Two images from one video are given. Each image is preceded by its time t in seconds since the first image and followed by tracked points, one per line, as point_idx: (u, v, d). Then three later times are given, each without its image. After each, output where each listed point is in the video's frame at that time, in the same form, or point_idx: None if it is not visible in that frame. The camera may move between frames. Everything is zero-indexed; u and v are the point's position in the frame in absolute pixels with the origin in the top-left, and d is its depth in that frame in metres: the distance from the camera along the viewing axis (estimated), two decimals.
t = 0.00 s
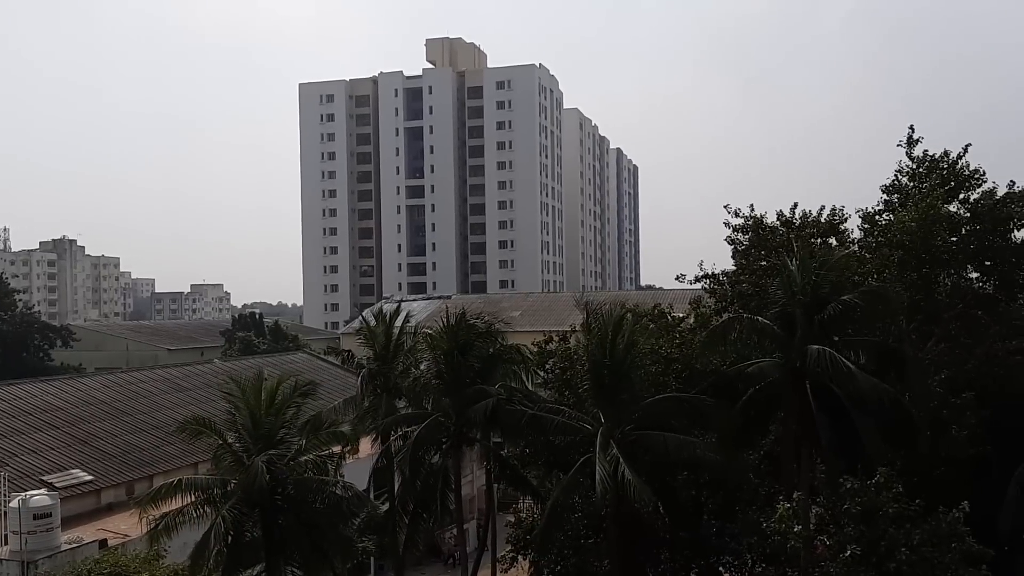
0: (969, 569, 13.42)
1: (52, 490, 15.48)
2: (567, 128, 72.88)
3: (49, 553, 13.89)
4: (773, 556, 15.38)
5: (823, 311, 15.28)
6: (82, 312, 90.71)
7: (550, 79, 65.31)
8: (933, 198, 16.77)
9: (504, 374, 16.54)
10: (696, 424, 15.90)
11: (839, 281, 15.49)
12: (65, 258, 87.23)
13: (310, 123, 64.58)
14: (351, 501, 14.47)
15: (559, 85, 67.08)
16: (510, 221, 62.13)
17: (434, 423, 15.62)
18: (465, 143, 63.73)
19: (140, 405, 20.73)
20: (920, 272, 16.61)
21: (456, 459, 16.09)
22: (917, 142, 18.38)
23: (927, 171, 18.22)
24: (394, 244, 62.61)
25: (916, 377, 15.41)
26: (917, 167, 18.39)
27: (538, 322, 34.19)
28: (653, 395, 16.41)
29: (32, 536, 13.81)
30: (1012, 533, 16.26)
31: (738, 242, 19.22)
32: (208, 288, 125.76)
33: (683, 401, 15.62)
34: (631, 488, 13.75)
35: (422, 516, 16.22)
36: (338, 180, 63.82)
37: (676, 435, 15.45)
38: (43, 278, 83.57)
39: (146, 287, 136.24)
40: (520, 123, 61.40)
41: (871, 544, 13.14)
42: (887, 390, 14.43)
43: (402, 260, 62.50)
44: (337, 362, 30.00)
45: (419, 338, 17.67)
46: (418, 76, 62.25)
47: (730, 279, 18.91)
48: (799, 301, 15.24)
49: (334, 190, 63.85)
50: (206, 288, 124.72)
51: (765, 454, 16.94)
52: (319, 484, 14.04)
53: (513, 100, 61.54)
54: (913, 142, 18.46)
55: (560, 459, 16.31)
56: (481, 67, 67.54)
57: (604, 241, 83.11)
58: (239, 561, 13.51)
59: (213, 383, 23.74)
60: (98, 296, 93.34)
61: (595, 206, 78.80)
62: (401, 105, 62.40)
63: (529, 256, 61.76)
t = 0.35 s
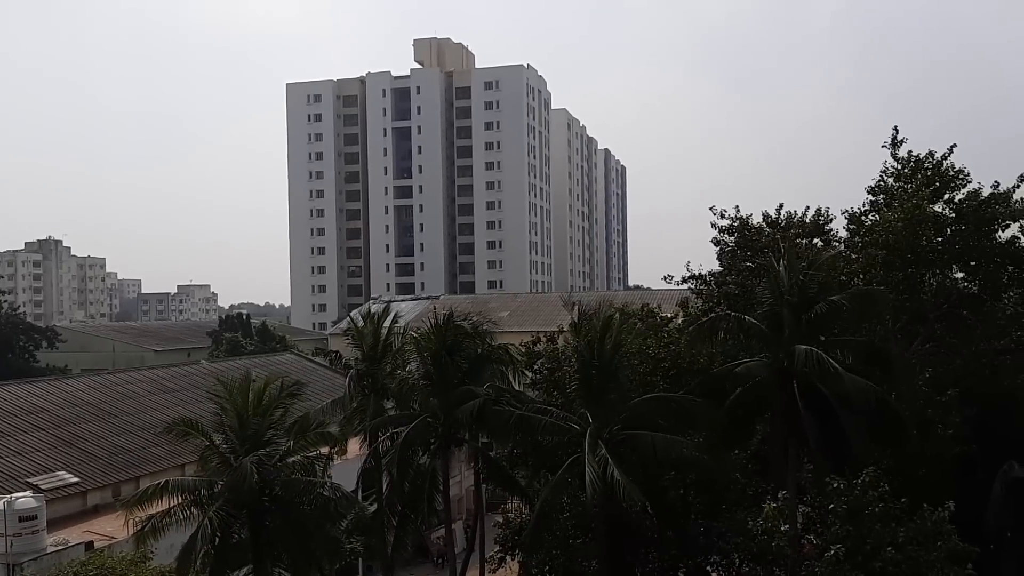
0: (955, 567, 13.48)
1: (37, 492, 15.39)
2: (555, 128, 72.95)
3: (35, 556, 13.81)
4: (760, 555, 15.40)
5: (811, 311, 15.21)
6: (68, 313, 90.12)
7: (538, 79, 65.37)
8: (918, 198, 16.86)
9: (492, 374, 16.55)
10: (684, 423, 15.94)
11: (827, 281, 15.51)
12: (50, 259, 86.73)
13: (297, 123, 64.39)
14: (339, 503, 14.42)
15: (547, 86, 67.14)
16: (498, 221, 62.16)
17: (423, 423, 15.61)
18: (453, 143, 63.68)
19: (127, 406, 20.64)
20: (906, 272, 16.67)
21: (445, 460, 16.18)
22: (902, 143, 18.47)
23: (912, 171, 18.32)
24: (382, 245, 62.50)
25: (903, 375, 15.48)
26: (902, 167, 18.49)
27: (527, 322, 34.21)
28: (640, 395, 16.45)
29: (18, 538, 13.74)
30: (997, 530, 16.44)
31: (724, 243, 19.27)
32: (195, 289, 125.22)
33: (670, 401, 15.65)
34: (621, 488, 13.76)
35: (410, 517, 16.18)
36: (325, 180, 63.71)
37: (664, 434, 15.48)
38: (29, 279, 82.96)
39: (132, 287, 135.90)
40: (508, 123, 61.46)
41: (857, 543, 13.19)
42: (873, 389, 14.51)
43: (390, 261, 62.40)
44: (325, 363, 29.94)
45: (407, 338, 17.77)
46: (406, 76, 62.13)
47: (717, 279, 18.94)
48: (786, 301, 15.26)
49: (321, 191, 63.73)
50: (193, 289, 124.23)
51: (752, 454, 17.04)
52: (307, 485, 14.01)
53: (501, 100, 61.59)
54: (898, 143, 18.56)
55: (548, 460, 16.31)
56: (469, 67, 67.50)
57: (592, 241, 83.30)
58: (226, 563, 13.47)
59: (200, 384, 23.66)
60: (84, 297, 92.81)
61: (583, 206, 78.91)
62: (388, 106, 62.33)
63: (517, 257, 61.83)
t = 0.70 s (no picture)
0: (937, 566, 13.54)
1: (18, 494, 15.30)
2: (540, 128, 73.00)
3: (17, 557, 13.71)
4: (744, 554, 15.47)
5: (796, 310, 15.30)
6: (51, 313, 89.59)
7: (524, 79, 65.42)
8: (901, 198, 16.97)
9: (478, 374, 16.55)
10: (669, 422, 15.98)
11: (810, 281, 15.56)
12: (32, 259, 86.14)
13: (281, 122, 64.16)
14: (324, 503, 14.39)
15: (532, 85, 67.19)
16: (484, 221, 62.20)
17: (409, 423, 15.57)
18: (439, 143, 63.58)
19: (110, 407, 20.53)
20: (889, 271, 16.69)
21: (429, 459, 16.08)
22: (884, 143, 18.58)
23: (894, 171, 18.43)
24: (367, 244, 62.35)
25: (886, 374, 15.57)
26: (884, 167, 18.58)
27: (512, 322, 34.23)
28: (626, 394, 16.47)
29: None
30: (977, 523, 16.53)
31: (707, 244, 19.33)
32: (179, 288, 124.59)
33: (655, 400, 15.70)
34: (608, 487, 13.79)
35: (396, 518, 16.14)
36: (310, 180, 63.51)
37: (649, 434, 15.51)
38: (10, 279, 82.41)
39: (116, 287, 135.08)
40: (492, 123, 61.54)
41: (840, 542, 13.17)
42: (856, 388, 14.59)
43: (375, 261, 62.23)
44: (310, 363, 29.87)
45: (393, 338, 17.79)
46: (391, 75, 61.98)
47: (701, 280, 18.98)
48: (771, 301, 15.32)
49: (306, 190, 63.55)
50: (177, 288, 123.65)
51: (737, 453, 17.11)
52: (291, 485, 13.97)
53: (486, 100, 61.70)
54: (880, 143, 18.66)
55: (534, 459, 16.30)
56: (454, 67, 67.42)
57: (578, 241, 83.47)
58: (209, 564, 13.38)
59: (184, 384, 23.57)
60: (66, 297, 92.19)
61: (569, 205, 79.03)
62: (373, 105, 62.13)
63: (503, 257, 61.88)
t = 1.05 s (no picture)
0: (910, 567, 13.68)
1: None
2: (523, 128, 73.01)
3: None
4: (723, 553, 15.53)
5: (777, 310, 15.34)
6: (28, 312, 88.73)
7: (506, 79, 65.43)
8: (882, 200, 17.14)
9: (459, 374, 16.53)
10: (651, 422, 16.01)
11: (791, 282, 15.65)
12: (10, 257, 85.25)
13: (262, 121, 63.80)
14: (305, 503, 14.35)
15: (514, 86, 67.18)
16: (466, 220, 62.16)
17: (391, 423, 15.53)
18: (421, 142, 63.43)
19: (89, 407, 20.37)
20: (869, 272, 17.01)
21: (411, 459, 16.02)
22: (865, 145, 18.70)
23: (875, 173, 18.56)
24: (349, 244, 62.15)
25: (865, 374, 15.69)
26: (864, 169, 18.72)
27: (495, 322, 34.22)
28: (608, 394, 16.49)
29: None
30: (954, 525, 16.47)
31: (686, 245, 19.39)
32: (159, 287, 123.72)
33: (637, 400, 15.71)
34: (591, 487, 13.80)
35: (377, 519, 16.10)
36: (291, 178, 63.21)
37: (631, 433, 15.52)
38: None
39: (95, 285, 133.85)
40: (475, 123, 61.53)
41: (819, 541, 13.26)
42: (837, 388, 14.67)
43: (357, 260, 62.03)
44: (291, 363, 29.78)
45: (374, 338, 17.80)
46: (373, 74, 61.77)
47: (682, 281, 19.04)
48: (751, 301, 15.38)
49: (287, 189, 63.24)
50: (157, 287, 122.79)
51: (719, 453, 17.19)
52: (271, 485, 13.91)
53: (469, 99, 61.66)
54: (861, 144, 18.78)
55: (516, 459, 16.26)
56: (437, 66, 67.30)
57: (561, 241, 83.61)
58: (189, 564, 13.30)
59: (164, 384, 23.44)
60: (44, 296, 91.29)
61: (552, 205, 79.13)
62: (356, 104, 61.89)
63: (486, 256, 61.89)
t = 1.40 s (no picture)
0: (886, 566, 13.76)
1: None
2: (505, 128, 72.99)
3: None
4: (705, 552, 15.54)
5: (757, 310, 15.43)
6: (6, 313, 88.02)
7: (489, 79, 65.42)
8: (861, 201, 17.24)
9: (441, 374, 16.53)
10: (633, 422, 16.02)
11: (772, 283, 15.73)
12: None
13: (243, 120, 63.47)
14: (284, 505, 14.26)
15: (497, 85, 67.15)
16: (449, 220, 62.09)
17: (374, 424, 15.50)
18: (403, 142, 63.29)
19: (67, 408, 20.20)
20: (849, 272, 17.11)
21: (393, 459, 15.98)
22: (847, 146, 18.80)
23: (854, 174, 18.67)
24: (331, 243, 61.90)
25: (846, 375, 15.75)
26: (844, 170, 18.83)
27: (475, 322, 34.21)
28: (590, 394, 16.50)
29: None
30: (934, 526, 15.84)
31: (667, 246, 19.45)
32: (138, 287, 122.98)
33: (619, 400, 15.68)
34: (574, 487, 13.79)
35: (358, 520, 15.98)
36: (273, 178, 62.92)
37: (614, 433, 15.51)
38: None
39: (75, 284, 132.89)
40: (458, 123, 61.51)
41: (799, 540, 13.31)
42: (818, 388, 14.74)
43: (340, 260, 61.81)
44: (272, 363, 29.67)
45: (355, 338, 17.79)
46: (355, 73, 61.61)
47: (663, 282, 19.08)
48: (732, 302, 15.45)
49: (269, 189, 62.93)
50: (136, 287, 122.07)
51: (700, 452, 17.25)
52: (251, 486, 13.89)
53: (452, 100, 61.63)
54: (843, 145, 18.87)
55: (499, 459, 16.18)
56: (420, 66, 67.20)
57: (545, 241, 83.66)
58: (169, 565, 13.15)
59: (143, 384, 23.29)
60: (22, 296, 90.56)
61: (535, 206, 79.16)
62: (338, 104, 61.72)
63: (468, 256, 61.80)
